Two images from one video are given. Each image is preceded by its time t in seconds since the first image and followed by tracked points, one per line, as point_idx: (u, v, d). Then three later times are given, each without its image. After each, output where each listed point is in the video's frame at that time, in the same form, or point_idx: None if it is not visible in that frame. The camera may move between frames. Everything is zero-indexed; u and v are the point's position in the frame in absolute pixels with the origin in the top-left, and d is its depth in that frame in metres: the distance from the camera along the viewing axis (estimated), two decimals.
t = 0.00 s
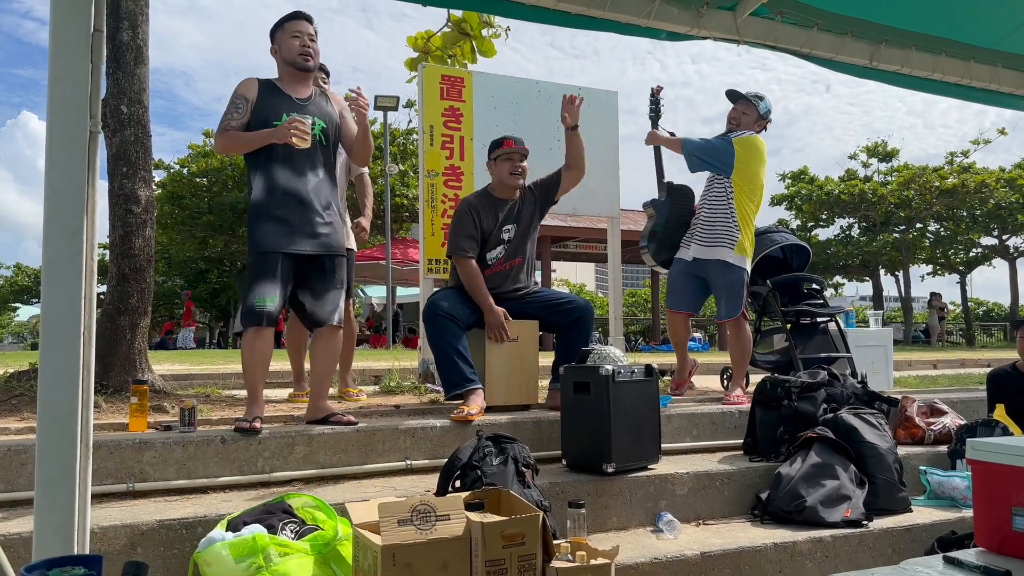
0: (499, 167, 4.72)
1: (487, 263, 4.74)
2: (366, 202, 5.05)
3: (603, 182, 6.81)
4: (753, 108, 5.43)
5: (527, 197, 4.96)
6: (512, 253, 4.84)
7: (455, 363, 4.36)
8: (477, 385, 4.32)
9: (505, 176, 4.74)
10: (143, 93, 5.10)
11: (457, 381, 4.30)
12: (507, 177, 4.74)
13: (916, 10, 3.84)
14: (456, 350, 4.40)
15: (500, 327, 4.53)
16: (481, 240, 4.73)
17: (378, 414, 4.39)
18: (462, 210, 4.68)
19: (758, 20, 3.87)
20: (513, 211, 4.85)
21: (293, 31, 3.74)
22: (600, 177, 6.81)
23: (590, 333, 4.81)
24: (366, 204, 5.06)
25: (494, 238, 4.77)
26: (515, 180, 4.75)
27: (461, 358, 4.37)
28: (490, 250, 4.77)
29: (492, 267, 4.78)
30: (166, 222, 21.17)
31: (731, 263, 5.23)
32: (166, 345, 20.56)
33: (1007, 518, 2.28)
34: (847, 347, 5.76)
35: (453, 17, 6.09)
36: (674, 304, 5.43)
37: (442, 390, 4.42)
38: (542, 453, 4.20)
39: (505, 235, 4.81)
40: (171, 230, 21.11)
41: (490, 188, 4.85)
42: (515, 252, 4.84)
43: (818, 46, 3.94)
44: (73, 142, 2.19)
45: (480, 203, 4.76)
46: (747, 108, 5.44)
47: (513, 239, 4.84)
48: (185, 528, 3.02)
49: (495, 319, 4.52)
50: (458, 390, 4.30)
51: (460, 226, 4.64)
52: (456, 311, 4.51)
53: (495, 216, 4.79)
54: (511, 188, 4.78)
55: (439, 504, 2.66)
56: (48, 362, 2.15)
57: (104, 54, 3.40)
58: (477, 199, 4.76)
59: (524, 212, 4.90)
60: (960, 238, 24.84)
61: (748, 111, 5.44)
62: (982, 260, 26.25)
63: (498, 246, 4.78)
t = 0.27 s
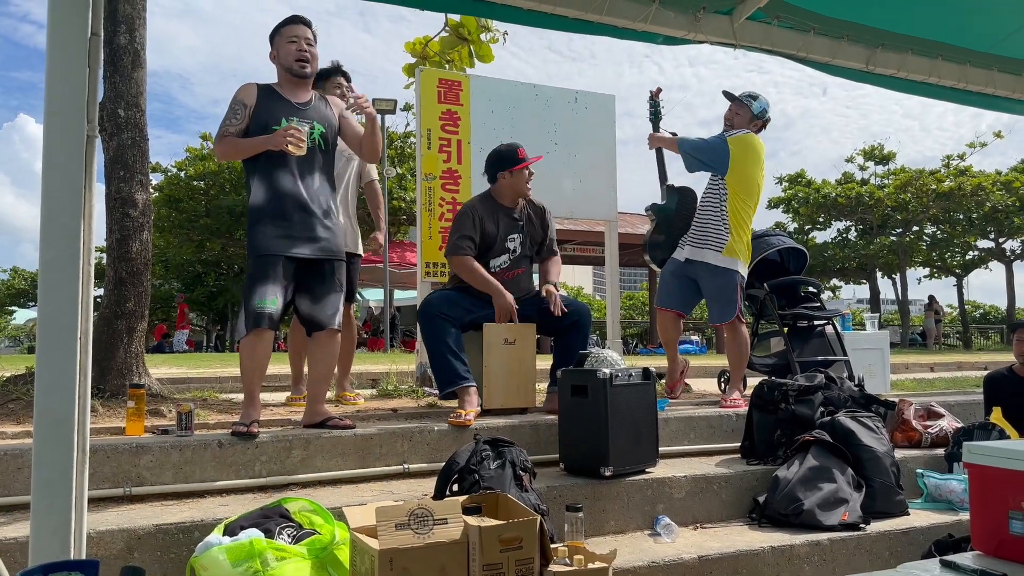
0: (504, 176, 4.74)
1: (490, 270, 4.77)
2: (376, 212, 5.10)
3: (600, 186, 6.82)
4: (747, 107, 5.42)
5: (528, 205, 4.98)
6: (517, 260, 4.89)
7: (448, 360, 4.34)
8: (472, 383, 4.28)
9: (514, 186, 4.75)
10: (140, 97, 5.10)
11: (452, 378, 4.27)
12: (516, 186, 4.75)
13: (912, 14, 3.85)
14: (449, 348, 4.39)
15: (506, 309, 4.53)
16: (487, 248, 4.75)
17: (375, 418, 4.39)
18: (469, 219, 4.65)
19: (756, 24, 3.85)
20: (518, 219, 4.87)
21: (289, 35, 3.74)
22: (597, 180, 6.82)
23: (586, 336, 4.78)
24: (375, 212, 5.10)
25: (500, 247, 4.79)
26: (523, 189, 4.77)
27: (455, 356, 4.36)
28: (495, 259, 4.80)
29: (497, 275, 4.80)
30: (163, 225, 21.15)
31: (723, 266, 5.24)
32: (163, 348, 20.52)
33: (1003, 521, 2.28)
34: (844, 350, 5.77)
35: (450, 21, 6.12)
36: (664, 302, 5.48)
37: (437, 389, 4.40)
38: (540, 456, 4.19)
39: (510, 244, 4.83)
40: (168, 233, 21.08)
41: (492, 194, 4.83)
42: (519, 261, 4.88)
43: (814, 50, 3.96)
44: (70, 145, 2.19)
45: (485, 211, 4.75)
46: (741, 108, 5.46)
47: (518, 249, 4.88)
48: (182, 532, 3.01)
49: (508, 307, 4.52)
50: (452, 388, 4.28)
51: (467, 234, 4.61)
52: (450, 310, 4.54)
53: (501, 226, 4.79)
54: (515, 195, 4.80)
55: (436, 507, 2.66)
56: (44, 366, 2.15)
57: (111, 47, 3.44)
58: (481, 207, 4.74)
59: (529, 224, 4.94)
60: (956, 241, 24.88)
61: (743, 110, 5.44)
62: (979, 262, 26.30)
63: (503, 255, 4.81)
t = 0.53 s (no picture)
0: (513, 187, 4.63)
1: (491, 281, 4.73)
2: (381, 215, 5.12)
3: (598, 188, 6.82)
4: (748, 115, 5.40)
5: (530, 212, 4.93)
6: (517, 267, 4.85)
7: (451, 368, 4.35)
8: (474, 391, 4.32)
9: (517, 196, 4.66)
10: (139, 99, 5.10)
11: (455, 385, 4.30)
12: (522, 199, 4.65)
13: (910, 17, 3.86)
14: (452, 355, 4.39)
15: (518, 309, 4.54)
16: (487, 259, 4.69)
17: (374, 420, 4.39)
18: (470, 231, 4.62)
19: (753, 27, 3.86)
20: (517, 228, 4.84)
21: (278, 35, 3.74)
22: (596, 183, 6.82)
23: (586, 339, 4.81)
24: (380, 216, 5.11)
25: (499, 256, 4.75)
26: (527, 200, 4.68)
27: (457, 363, 4.36)
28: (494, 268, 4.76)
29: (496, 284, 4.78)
30: (162, 228, 21.13)
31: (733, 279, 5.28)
32: (161, 351, 20.50)
33: (1002, 523, 2.29)
34: (842, 352, 5.77)
35: (449, 24, 6.12)
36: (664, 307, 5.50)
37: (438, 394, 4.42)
38: (539, 459, 4.19)
39: (509, 253, 4.79)
40: (166, 235, 21.07)
41: (494, 202, 4.76)
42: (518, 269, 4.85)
43: (812, 53, 3.96)
44: (69, 149, 2.19)
45: (485, 221, 4.69)
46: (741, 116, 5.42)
47: (517, 257, 4.84)
48: (180, 535, 3.01)
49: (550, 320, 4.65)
50: (455, 395, 4.29)
51: (466, 249, 4.57)
52: (451, 312, 4.50)
53: (500, 233, 4.76)
54: (519, 205, 4.71)
55: (434, 510, 2.66)
56: (41, 370, 2.15)
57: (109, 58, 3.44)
58: (481, 217, 4.68)
59: (529, 231, 4.91)
60: (954, 243, 24.90)
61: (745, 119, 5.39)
62: (977, 264, 26.32)
63: (502, 264, 4.77)
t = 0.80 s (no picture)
0: (514, 192, 4.65)
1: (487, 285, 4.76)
2: (376, 211, 5.16)
3: (598, 189, 6.83)
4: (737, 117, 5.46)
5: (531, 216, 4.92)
6: (513, 273, 4.83)
7: (451, 372, 4.36)
8: (474, 395, 4.34)
9: (522, 201, 4.68)
10: (139, 101, 5.10)
11: (455, 391, 4.31)
12: (524, 204, 4.68)
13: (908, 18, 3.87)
14: (451, 358, 4.40)
15: (500, 328, 4.54)
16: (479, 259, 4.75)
17: (373, 422, 4.39)
18: (466, 229, 4.71)
19: (752, 29, 3.87)
20: (517, 231, 4.85)
21: (291, 40, 3.74)
22: (595, 184, 6.82)
23: (586, 340, 4.81)
24: (374, 214, 5.16)
25: (495, 258, 4.78)
26: (530, 205, 4.71)
27: (456, 366, 4.38)
28: (489, 271, 4.78)
29: (492, 287, 4.79)
30: (162, 229, 21.13)
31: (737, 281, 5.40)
32: (161, 352, 20.49)
33: (1001, 524, 2.29)
34: (841, 353, 5.78)
35: (448, 26, 6.13)
36: (672, 317, 5.52)
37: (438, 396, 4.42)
38: (538, 461, 4.19)
39: (507, 256, 4.81)
40: (166, 237, 21.06)
41: (496, 205, 4.81)
42: (516, 273, 4.84)
43: (811, 55, 3.97)
44: (70, 151, 2.20)
45: (484, 221, 4.77)
46: (727, 118, 5.47)
47: (515, 260, 4.84)
48: (180, 537, 3.01)
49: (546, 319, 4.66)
50: (454, 401, 4.31)
51: (457, 249, 4.67)
52: (450, 316, 4.50)
53: (498, 237, 4.78)
54: (520, 211, 4.75)
55: (434, 512, 2.66)
56: (41, 371, 2.15)
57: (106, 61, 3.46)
58: (479, 217, 4.75)
59: (528, 235, 4.90)
60: (954, 243, 24.90)
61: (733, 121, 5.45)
62: (977, 265, 26.32)
63: (498, 266, 4.79)
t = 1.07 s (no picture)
0: (509, 175, 4.67)
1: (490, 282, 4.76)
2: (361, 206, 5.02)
3: (599, 189, 6.83)
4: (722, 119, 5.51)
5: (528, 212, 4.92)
6: (513, 270, 4.86)
7: (451, 369, 4.36)
8: (472, 391, 4.32)
9: (515, 191, 4.70)
10: (139, 102, 5.11)
11: (453, 386, 4.31)
12: (510, 189, 4.69)
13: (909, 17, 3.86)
14: (450, 355, 4.40)
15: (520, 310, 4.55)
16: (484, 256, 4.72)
17: (374, 421, 4.39)
18: (466, 227, 4.68)
19: (752, 27, 3.87)
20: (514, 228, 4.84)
21: (294, 44, 3.73)
22: (596, 183, 6.83)
23: (587, 340, 4.80)
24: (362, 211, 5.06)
25: (496, 257, 4.78)
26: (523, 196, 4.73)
27: (456, 363, 4.38)
28: (490, 268, 4.78)
29: (494, 286, 4.80)
30: (162, 229, 21.14)
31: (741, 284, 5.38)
32: (162, 352, 20.50)
33: (1002, 523, 2.29)
34: (842, 352, 5.78)
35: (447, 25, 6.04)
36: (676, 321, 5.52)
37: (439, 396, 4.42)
38: (540, 460, 4.20)
39: (507, 253, 4.81)
40: (167, 237, 21.07)
41: (494, 202, 4.82)
42: (516, 271, 4.87)
43: (811, 54, 3.97)
44: (71, 151, 2.20)
45: (484, 220, 4.76)
46: (714, 119, 5.50)
47: (514, 258, 4.85)
48: (181, 537, 3.01)
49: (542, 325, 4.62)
50: (454, 396, 4.30)
51: (466, 247, 4.62)
52: (450, 315, 4.51)
53: (498, 235, 4.78)
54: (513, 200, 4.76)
55: (435, 511, 2.66)
56: (43, 370, 2.15)
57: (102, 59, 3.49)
58: (479, 216, 4.75)
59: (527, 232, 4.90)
60: (955, 242, 24.89)
61: (721, 122, 5.49)
62: (978, 263, 26.31)
63: (499, 265, 4.80)
